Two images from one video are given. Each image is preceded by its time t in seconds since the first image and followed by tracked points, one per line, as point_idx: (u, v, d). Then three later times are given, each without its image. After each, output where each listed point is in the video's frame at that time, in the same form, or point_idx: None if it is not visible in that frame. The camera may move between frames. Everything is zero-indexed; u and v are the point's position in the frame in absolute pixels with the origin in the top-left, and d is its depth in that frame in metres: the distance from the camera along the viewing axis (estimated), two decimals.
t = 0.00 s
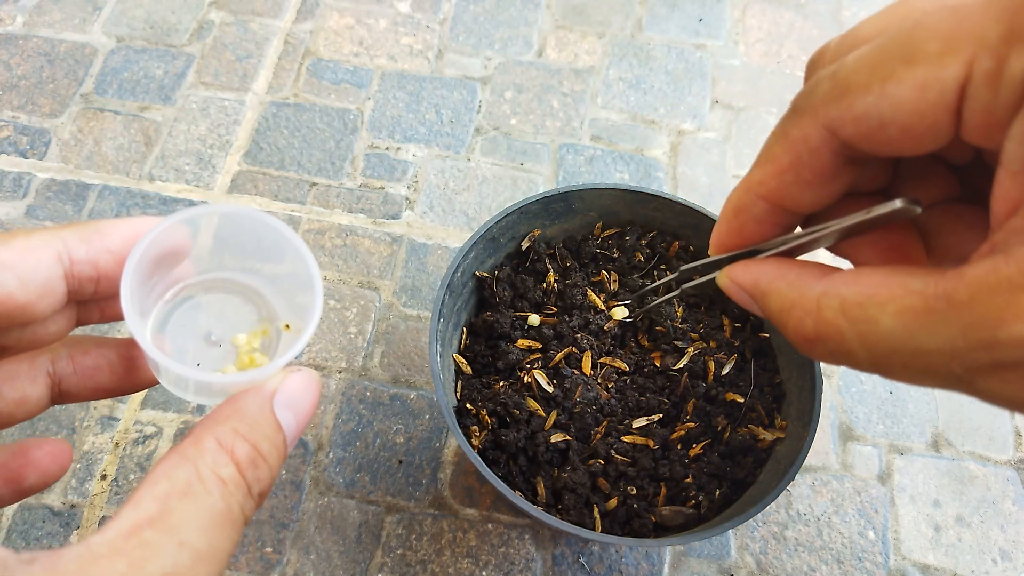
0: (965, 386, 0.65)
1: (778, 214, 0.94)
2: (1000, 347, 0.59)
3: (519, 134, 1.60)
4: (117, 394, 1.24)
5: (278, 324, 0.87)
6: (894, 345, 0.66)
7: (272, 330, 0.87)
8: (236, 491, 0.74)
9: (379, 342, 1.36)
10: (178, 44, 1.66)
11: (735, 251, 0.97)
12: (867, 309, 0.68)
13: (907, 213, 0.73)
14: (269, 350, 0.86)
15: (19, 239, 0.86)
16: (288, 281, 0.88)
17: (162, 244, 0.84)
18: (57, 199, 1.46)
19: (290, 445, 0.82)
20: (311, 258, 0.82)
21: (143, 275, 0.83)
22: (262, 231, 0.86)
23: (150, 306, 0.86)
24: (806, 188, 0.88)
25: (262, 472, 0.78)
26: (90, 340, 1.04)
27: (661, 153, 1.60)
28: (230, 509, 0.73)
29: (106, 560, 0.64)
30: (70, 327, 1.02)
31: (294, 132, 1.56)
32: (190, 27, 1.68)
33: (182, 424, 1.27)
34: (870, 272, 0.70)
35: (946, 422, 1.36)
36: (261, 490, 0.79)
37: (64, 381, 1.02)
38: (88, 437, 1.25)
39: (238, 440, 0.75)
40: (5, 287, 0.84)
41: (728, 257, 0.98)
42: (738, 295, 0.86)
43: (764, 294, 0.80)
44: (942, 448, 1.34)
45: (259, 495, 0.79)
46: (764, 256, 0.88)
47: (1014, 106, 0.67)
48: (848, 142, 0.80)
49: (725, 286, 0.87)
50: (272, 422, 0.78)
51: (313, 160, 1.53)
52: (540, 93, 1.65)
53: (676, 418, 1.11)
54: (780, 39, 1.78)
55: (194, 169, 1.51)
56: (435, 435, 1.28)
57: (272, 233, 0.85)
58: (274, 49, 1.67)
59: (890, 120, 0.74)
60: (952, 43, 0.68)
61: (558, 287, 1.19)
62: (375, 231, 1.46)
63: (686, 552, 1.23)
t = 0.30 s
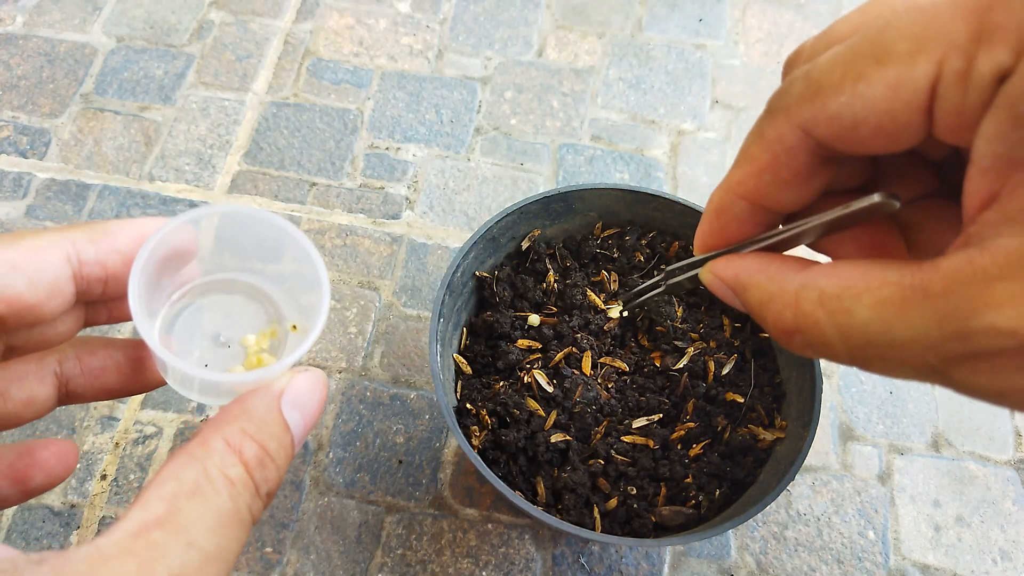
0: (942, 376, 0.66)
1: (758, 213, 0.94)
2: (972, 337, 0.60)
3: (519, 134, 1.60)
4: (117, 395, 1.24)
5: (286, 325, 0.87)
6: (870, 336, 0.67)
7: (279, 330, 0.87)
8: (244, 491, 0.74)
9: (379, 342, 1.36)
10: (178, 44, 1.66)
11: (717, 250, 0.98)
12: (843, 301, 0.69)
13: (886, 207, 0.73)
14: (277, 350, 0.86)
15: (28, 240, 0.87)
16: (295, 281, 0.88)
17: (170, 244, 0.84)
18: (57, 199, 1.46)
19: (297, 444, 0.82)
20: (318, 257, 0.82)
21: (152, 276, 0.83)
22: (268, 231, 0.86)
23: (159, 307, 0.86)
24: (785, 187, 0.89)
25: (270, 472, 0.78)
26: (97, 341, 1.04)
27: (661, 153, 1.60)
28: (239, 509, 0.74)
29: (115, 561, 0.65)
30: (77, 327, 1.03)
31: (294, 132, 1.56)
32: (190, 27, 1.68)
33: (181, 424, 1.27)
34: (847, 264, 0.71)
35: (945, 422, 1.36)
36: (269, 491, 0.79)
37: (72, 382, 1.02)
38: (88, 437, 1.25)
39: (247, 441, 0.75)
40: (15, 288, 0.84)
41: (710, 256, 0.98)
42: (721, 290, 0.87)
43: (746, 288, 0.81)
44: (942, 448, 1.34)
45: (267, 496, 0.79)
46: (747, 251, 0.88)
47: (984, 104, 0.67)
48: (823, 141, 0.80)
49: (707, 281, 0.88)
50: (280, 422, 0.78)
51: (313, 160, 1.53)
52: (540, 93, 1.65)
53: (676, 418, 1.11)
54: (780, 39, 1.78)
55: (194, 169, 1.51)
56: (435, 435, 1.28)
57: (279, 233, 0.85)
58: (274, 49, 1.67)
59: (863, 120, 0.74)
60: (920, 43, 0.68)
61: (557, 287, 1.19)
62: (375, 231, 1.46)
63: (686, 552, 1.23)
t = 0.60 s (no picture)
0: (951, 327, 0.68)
1: (777, 174, 0.97)
2: (994, 279, 0.61)
3: (519, 134, 1.60)
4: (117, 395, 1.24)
5: (290, 329, 0.88)
6: (886, 285, 0.67)
7: (283, 335, 0.88)
8: (249, 495, 0.74)
9: (379, 342, 1.36)
10: (178, 44, 1.66)
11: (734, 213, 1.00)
12: (860, 250, 0.69)
13: (906, 165, 0.76)
14: (280, 355, 0.86)
15: (34, 246, 0.87)
16: (298, 285, 0.88)
17: (173, 250, 0.84)
18: (57, 199, 1.46)
19: (300, 449, 0.82)
20: (321, 262, 0.81)
21: (155, 282, 0.83)
22: (271, 235, 0.86)
23: (163, 312, 0.86)
24: (806, 143, 0.92)
25: (275, 477, 0.77)
26: (102, 346, 1.04)
27: (661, 153, 1.60)
28: (243, 514, 0.73)
29: (120, 566, 0.65)
30: (82, 333, 1.03)
31: (294, 132, 1.56)
32: (190, 27, 1.68)
33: (181, 424, 1.27)
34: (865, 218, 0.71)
35: (946, 421, 1.36)
36: (273, 495, 0.79)
37: (76, 387, 1.02)
38: (88, 437, 1.25)
39: (251, 445, 0.75)
40: (19, 294, 0.85)
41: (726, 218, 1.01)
42: (732, 251, 0.87)
43: (760, 243, 0.81)
44: (942, 448, 1.34)
45: (271, 500, 0.79)
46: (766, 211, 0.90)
47: (1010, 49, 0.72)
48: (846, 91, 0.85)
49: (720, 244, 0.88)
50: (283, 427, 0.78)
51: (313, 160, 1.53)
52: (540, 93, 1.65)
53: (676, 418, 1.11)
54: (780, 39, 1.78)
55: (194, 170, 1.51)
56: (435, 435, 1.28)
57: (282, 238, 0.85)
58: (274, 49, 1.67)
59: (889, 66, 0.79)
60: None
61: (557, 287, 1.19)
62: (375, 231, 1.46)
63: (686, 552, 1.23)
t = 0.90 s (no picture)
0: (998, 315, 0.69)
1: (828, 159, 1.02)
2: None
3: (519, 133, 1.60)
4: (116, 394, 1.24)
5: (289, 326, 0.88)
6: (935, 273, 0.69)
7: (283, 332, 0.88)
8: (247, 494, 0.74)
9: (379, 342, 1.36)
10: (178, 44, 1.66)
11: (783, 197, 1.05)
12: (911, 239, 0.70)
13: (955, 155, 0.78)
14: (280, 352, 0.86)
15: (32, 242, 0.87)
16: (297, 282, 0.88)
17: (172, 246, 0.84)
18: (57, 199, 1.46)
19: (299, 447, 0.82)
20: (320, 258, 0.81)
21: (154, 278, 0.83)
22: (271, 232, 0.86)
23: (162, 308, 0.86)
24: (858, 129, 0.97)
25: (274, 475, 0.77)
26: (100, 343, 1.04)
27: (661, 153, 1.60)
28: (242, 512, 0.73)
29: (118, 564, 0.65)
30: (81, 329, 1.03)
31: (294, 132, 1.56)
32: (190, 27, 1.68)
33: (181, 424, 1.27)
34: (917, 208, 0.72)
35: (946, 421, 1.36)
36: (272, 493, 0.79)
37: (74, 384, 1.02)
38: (88, 437, 1.25)
39: (250, 443, 0.75)
40: (18, 291, 0.85)
41: (774, 202, 1.05)
42: (780, 238, 0.88)
43: (808, 230, 0.82)
44: (942, 448, 1.34)
45: (270, 498, 0.79)
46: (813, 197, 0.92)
47: None
48: (900, 77, 0.89)
49: (768, 231, 0.89)
50: (282, 426, 0.78)
51: (313, 160, 1.53)
52: (540, 93, 1.65)
53: (676, 418, 1.11)
54: (780, 39, 1.78)
55: (194, 169, 1.51)
56: (435, 435, 1.28)
57: (282, 234, 0.85)
58: (274, 49, 1.67)
59: (943, 53, 0.83)
60: None
61: (557, 287, 1.19)
62: (375, 231, 1.46)
63: (686, 552, 1.23)
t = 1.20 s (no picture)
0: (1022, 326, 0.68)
1: (850, 156, 1.02)
2: None
3: (519, 134, 1.60)
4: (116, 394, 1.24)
5: (289, 323, 0.88)
6: (959, 284, 0.68)
7: (283, 330, 0.88)
8: (247, 492, 0.74)
9: (379, 342, 1.36)
10: (178, 44, 1.66)
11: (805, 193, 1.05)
12: (934, 249, 0.70)
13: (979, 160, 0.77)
14: (279, 350, 0.86)
15: (30, 237, 0.87)
16: (297, 279, 0.88)
17: (170, 242, 0.84)
18: (57, 199, 1.46)
19: (300, 444, 0.82)
20: (320, 254, 0.81)
21: (152, 273, 0.83)
22: (271, 230, 0.87)
23: (161, 305, 0.86)
24: (882, 127, 0.96)
25: (274, 472, 0.77)
26: (98, 339, 1.04)
27: (661, 153, 1.60)
28: (241, 510, 0.74)
29: (117, 562, 0.65)
30: (78, 325, 1.03)
31: (294, 132, 1.56)
32: (190, 27, 1.68)
33: (181, 424, 1.27)
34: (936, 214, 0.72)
35: (946, 421, 1.36)
36: (272, 492, 0.79)
37: (72, 381, 1.02)
38: (88, 437, 1.25)
39: (250, 441, 0.75)
40: (17, 287, 0.85)
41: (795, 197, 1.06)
42: (801, 238, 0.88)
43: (830, 237, 0.82)
44: (942, 448, 1.34)
45: (271, 496, 0.79)
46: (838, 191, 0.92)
47: None
48: (926, 78, 0.87)
49: (789, 229, 0.89)
50: (283, 423, 0.78)
51: (313, 160, 1.53)
52: (540, 93, 1.65)
53: (676, 418, 1.11)
54: (780, 39, 1.78)
55: (194, 169, 1.51)
56: (435, 435, 1.28)
57: (280, 231, 0.86)
58: (274, 49, 1.67)
59: (972, 55, 0.80)
60: None
61: (557, 287, 1.19)
62: (375, 231, 1.46)
63: (686, 552, 1.23)
